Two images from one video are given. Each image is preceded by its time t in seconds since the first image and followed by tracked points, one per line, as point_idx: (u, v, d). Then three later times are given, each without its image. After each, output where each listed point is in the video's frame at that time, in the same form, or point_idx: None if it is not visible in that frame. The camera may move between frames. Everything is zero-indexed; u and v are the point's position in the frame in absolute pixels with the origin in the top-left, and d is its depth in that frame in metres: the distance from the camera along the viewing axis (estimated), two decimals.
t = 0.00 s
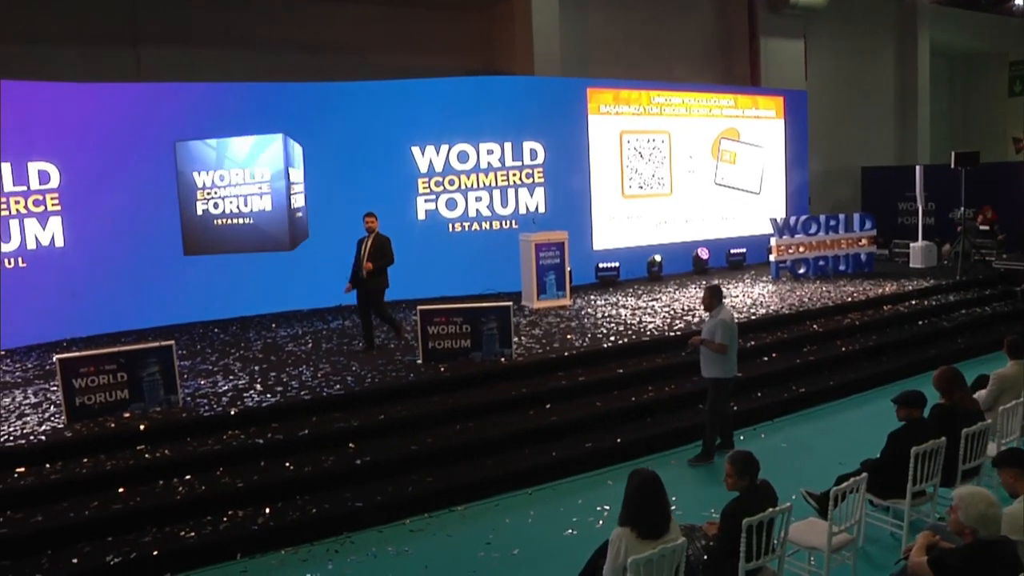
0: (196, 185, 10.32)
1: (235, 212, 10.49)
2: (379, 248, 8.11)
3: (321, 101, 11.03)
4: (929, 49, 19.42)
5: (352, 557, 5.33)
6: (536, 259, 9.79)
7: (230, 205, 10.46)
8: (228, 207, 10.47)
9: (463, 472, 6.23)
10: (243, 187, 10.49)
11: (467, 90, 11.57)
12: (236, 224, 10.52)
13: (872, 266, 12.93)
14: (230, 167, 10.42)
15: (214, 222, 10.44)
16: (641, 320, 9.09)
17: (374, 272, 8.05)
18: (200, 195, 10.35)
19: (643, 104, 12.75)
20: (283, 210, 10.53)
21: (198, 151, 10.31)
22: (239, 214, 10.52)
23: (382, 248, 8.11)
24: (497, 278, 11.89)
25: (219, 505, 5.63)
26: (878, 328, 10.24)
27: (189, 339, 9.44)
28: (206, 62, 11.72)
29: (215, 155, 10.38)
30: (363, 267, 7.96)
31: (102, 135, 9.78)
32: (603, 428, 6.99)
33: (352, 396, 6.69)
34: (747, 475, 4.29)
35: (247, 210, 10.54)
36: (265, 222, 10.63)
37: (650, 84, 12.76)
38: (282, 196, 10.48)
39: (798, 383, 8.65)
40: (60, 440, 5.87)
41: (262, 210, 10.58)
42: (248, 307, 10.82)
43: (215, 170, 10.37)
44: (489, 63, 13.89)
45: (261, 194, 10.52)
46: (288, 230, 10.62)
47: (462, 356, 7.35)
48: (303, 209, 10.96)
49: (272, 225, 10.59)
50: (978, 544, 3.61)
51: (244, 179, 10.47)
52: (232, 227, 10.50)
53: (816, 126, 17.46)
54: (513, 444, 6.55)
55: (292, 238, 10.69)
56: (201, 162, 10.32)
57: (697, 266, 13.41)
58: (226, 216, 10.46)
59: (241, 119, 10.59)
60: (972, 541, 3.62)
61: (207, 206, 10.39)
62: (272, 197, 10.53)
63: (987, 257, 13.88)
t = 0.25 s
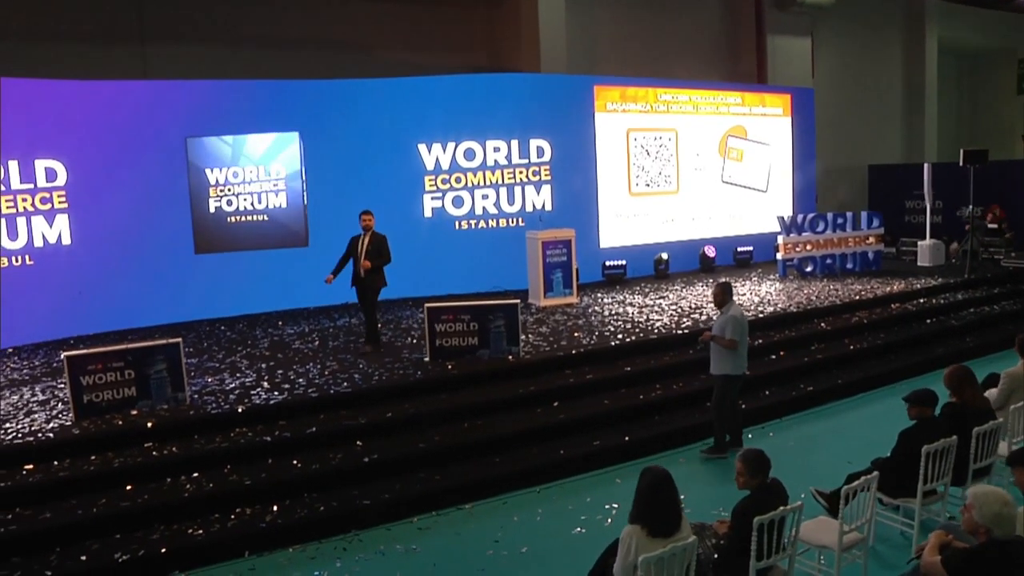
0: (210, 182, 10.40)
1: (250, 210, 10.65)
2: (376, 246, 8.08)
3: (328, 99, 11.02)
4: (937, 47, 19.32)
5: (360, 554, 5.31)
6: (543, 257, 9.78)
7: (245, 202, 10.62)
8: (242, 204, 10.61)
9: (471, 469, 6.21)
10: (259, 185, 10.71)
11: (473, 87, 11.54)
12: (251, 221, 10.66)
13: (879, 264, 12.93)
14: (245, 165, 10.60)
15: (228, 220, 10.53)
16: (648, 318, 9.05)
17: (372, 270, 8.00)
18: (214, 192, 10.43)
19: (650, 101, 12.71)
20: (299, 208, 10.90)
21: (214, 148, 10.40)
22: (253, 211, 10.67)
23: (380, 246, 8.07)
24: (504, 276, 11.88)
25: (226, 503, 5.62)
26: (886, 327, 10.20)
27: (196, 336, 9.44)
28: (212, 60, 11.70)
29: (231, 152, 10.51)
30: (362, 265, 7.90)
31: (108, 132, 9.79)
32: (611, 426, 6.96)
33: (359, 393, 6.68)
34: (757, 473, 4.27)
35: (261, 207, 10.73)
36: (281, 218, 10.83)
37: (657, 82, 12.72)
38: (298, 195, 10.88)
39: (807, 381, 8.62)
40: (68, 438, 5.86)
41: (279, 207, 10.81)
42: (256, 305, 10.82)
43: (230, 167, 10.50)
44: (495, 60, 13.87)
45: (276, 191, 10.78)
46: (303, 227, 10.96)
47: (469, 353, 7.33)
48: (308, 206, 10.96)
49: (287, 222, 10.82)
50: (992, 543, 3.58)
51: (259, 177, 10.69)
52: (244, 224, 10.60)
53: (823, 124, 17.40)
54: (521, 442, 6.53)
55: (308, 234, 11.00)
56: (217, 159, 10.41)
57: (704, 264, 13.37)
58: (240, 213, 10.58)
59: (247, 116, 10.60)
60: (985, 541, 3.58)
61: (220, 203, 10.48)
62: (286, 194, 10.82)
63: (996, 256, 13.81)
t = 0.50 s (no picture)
0: (224, 168, 10.41)
1: (264, 195, 10.65)
2: (377, 237, 8.10)
3: (338, 85, 10.97)
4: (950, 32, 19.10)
5: (372, 541, 5.31)
6: (553, 244, 9.73)
7: (260, 188, 10.62)
8: (256, 190, 10.61)
9: (483, 457, 6.20)
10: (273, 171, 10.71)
11: (483, 73, 11.47)
12: (266, 207, 10.67)
13: (890, 253, 12.76)
14: (260, 151, 10.61)
15: (242, 206, 10.53)
16: (659, 306, 9.01)
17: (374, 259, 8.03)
18: (228, 178, 10.44)
19: (660, 88, 12.62)
20: (314, 194, 10.92)
21: (228, 133, 10.41)
22: (267, 197, 10.67)
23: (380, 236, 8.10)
24: (513, 263, 11.85)
25: (238, 490, 5.62)
26: (898, 315, 10.14)
27: (206, 323, 9.45)
28: (220, 46, 11.65)
29: (246, 139, 10.52)
30: (363, 255, 7.95)
31: (118, 119, 9.77)
32: (623, 414, 6.94)
33: (371, 380, 6.67)
34: (773, 460, 4.24)
35: (276, 193, 10.73)
36: (295, 204, 10.83)
37: (667, 68, 12.62)
38: (314, 181, 10.89)
39: (819, 369, 8.58)
40: (81, 424, 5.87)
41: (293, 194, 10.81)
42: (266, 292, 10.82)
43: (244, 153, 10.51)
44: (504, 47, 13.79)
45: (293, 178, 10.78)
46: (318, 212, 10.98)
47: (480, 340, 7.31)
48: (318, 193, 10.94)
49: (302, 208, 10.84)
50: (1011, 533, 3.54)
51: (274, 163, 10.71)
52: (257, 210, 10.61)
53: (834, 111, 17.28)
54: (533, 429, 6.52)
55: (323, 219, 11.01)
56: (231, 145, 10.42)
57: (714, 252, 13.31)
58: (254, 199, 10.59)
59: (257, 102, 10.56)
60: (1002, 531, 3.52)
61: (234, 189, 10.48)
62: (300, 181, 10.82)
63: (1009, 244, 13.69)
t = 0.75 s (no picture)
0: (233, 153, 10.37)
1: (274, 180, 10.62)
2: (379, 219, 7.97)
3: (347, 69, 10.91)
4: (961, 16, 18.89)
5: (383, 527, 5.31)
6: (562, 229, 9.68)
7: (270, 173, 10.59)
8: (266, 174, 10.58)
9: (493, 442, 6.19)
10: (283, 156, 10.67)
11: (492, 57, 11.39)
12: (276, 192, 10.64)
13: (901, 239, 12.70)
14: (270, 136, 10.58)
15: (252, 190, 10.51)
16: (669, 291, 8.97)
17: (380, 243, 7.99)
18: (237, 163, 10.41)
19: (669, 73, 12.54)
20: (325, 179, 10.89)
21: (238, 118, 10.37)
22: (277, 182, 10.64)
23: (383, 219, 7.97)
24: (522, 248, 11.81)
25: (249, 475, 5.63)
26: (909, 301, 10.08)
27: (214, 308, 9.45)
28: (227, 30, 11.59)
29: (256, 123, 10.49)
30: (370, 240, 7.89)
31: (126, 103, 9.74)
32: (633, 399, 6.92)
33: (380, 365, 6.67)
34: (787, 445, 4.21)
35: (285, 178, 10.69)
36: (304, 190, 10.79)
37: (676, 53, 12.54)
38: (324, 166, 10.86)
39: (829, 355, 8.54)
40: (91, 409, 5.87)
41: (303, 179, 10.77)
42: (274, 277, 10.81)
43: (254, 138, 10.48)
44: (511, 31, 13.69)
45: (302, 163, 10.73)
46: (327, 197, 10.94)
47: (490, 326, 7.29)
48: (327, 178, 10.91)
49: (311, 194, 10.80)
50: None
51: (284, 149, 10.66)
52: (266, 194, 10.58)
53: (843, 96, 17.15)
54: (542, 415, 6.50)
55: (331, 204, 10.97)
56: (241, 129, 10.39)
57: (723, 238, 13.25)
58: (264, 184, 10.56)
59: (266, 87, 10.51)
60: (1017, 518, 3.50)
61: (244, 174, 10.46)
62: (310, 166, 10.77)
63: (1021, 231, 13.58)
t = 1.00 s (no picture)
0: (244, 147, 10.35)
1: (284, 174, 10.60)
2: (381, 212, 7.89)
3: (357, 62, 10.88)
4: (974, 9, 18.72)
5: (394, 521, 5.30)
6: (572, 223, 9.65)
7: (280, 166, 10.57)
8: (276, 168, 10.57)
9: (504, 436, 6.17)
10: (293, 150, 10.66)
11: (502, 51, 11.34)
12: (285, 185, 10.63)
13: (911, 234, 12.62)
14: (280, 130, 10.55)
15: (261, 184, 10.49)
16: (679, 285, 8.92)
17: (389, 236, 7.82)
18: (247, 156, 10.39)
19: (679, 66, 12.46)
20: (335, 172, 10.88)
21: (249, 112, 10.34)
22: (287, 176, 10.62)
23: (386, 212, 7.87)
24: (531, 242, 11.77)
25: (260, 468, 5.62)
26: (920, 296, 10.01)
27: (224, 302, 9.44)
28: (236, 23, 11.56)
29: (266, 117, 10.45)
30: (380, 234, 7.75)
31: (135, 97, 9.73)
32: (644, 394, 6.89)
33: (391, 358, 6.65)
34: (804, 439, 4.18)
35: (296, 171, 10.68)
36: (313, 184, 10.78)
37: (687, 46, 12.46)
38: (333, 160, 10.84)
39: (841, 349, 8.50)
40: (102, 402, 5.86)
41: (313, 173, 10.77)
42: (284, 271, 10.81)
43: (264, 132, 10.45)
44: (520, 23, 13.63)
45: (311, 157, 10.72)
46: (337, 190, 10.92)
47: (500, 319, 7.27)
48: (336, 171, 10.89)
49: (321, 188, 10.80)
50: None
51: (294, 142, 10.65)
52: (276, 188, 10.57)
53: (854, 90, 17.04)
54: (553, 409, 6.48)
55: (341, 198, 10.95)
56: (251, 123, 10.36)
57: (733, 232, 13.19)
58: (274, 177, 10.54)
59: (275, 80, 10.49)
60: None
61: (254, 167, 10.43)
62: (320, 160, 10.77)
63: None
